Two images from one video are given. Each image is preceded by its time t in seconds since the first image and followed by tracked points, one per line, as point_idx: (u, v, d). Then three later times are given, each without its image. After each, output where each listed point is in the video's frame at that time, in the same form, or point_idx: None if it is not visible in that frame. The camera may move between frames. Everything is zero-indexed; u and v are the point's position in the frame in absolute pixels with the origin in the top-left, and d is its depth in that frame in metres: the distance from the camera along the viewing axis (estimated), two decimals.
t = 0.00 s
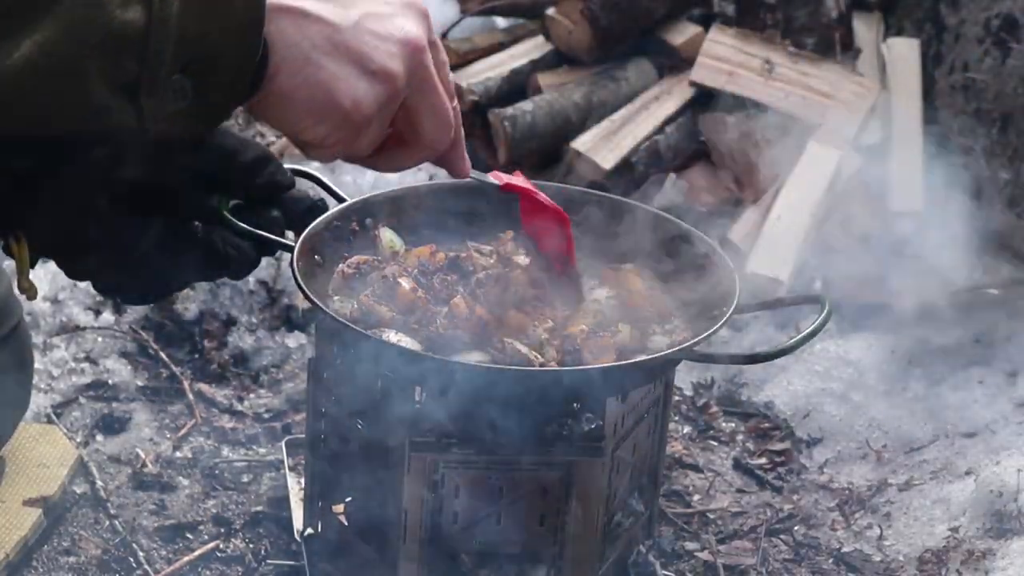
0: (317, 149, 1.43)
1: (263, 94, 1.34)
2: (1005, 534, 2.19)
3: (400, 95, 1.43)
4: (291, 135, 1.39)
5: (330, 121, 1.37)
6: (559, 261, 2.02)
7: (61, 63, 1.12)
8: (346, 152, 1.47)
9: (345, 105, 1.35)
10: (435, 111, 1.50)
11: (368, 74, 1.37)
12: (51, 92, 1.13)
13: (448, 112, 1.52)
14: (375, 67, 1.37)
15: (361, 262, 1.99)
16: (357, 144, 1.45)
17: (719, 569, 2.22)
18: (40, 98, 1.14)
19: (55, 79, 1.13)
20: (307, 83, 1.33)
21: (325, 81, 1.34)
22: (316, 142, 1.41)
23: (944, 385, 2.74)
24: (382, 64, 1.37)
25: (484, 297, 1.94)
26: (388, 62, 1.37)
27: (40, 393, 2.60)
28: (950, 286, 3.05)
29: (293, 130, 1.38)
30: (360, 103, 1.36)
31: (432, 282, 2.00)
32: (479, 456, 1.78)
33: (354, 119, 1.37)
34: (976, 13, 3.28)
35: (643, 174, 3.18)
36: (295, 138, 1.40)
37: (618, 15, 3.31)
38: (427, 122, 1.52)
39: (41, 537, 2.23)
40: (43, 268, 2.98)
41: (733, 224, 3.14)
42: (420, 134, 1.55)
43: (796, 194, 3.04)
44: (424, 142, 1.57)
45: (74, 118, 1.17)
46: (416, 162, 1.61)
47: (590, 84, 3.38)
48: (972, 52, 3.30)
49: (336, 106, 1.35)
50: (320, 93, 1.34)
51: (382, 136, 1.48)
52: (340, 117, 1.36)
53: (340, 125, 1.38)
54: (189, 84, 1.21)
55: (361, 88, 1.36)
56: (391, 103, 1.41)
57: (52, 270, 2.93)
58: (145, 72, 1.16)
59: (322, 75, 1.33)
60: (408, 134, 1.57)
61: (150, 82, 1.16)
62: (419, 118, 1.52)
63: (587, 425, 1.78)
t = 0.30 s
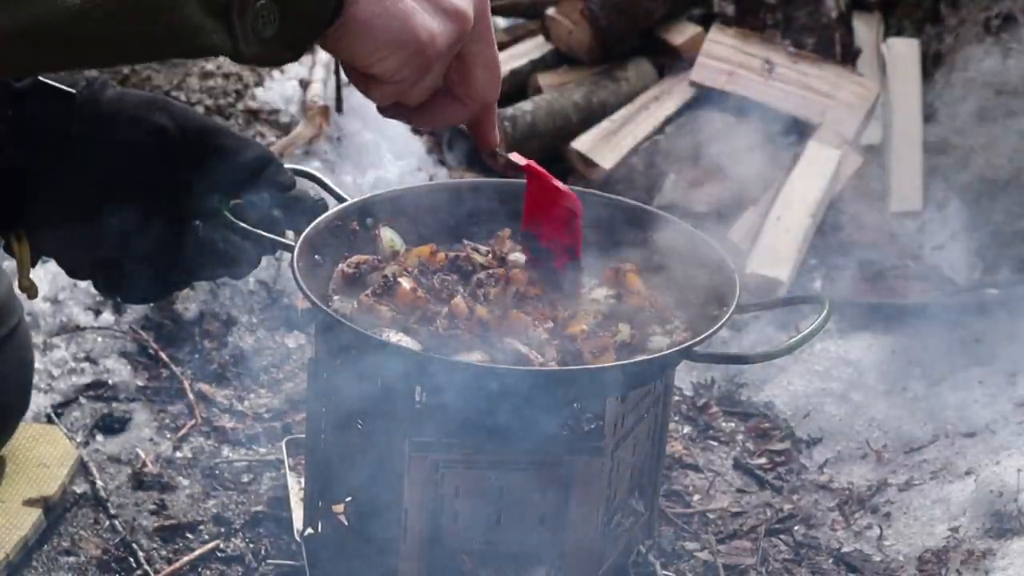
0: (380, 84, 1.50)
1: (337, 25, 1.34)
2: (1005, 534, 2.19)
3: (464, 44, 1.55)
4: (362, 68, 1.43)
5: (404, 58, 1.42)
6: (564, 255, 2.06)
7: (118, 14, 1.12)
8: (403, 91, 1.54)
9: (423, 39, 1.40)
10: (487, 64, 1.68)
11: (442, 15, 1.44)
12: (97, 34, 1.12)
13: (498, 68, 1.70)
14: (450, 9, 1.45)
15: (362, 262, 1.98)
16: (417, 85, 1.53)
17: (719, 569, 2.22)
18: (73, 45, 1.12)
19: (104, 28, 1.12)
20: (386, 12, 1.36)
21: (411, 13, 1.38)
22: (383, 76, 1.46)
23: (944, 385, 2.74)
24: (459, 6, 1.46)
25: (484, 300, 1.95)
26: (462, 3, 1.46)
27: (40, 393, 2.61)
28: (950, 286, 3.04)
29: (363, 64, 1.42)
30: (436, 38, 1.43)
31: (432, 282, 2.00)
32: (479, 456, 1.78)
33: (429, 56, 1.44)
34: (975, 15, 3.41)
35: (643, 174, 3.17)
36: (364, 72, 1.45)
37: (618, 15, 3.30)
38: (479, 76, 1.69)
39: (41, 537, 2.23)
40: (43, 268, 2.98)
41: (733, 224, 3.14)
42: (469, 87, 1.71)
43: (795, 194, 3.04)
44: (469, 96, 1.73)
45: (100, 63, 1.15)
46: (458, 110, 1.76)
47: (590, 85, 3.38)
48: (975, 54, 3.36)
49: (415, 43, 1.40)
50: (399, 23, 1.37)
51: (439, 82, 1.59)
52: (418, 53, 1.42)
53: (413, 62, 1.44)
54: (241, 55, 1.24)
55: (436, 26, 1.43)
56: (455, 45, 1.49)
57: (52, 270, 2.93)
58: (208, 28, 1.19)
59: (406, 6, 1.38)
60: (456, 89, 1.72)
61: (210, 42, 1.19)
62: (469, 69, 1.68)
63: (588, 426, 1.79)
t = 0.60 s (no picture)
0: (350, 89, 1.51)
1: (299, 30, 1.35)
2: (1005, 535, 2.20)
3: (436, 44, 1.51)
4: (329, 73, 1.44)
5: (370, 63, 1.42)
6: (565, 233, 2.08)
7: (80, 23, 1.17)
8: (375, 94, 1.54)
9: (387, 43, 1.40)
10: (462, 64, 1.62)
11: (410, 18, 1.43)
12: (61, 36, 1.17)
13: (476, 66, 1.64)
14: (418, 11, 1.43)
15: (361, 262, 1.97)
16: (389, 85, 1.51)
17: (719, 569, 2.22)
18: (38, 45, 1.18)
19: (69, 35, 1.18)
20: (348, 20, 1.36)
21: (372, 20, 1.38)
22: (351, 82, 1.47)
23: (944, 385, 2.74)
24: (426, 8, 1.44)
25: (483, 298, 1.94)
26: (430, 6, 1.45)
27: (40, 393, 2.60)
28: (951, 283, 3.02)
29: (329, 71, 1.43)
30: (399, 42, 1.42)
31: (431, 282, 2.00)
32: (480, 456, 1.79)
33: (394, 58, 1.43)
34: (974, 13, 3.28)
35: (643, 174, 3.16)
36: (331, 77, 1.46)
37: (618, 15, 3.30)
38: (455, 75, 1.64)
39: (41, 537, 2.23)
40: (43, 268, 2.98)
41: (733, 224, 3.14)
42: (448, 85, 1.66)
43: (795, 194, 3.04)
44: (449, 93, 1.69)
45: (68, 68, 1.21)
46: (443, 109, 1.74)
47: (590, 84, 3.39)
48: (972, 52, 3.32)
49: (379, 47, 1.40)
50: (364, 29, 1.38)
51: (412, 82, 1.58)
52: (382, 57, 1.42)
53: (378, 67, 1.44)
54: (196, 67, 1.25)
55: (403, 29, 1.42)
56: (425, 49, 1.48)
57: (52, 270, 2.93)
58: (164, 44, 1.21)
59: (368, 13, 1.38)
60: (436, 86, 1.68)
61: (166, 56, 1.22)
62: (446, 68, 1.63)
63: (588, 425, 1.81)
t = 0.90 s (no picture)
0: (346, 109, 1.37)
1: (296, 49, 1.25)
2: (1005, 535, 2.20)
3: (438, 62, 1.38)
4: (325, 90, 1.31)
5: (370, 80, 1.30)
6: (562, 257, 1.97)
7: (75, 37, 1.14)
8: (373, 117, 1.40)
9: (386, 60, 1.28)
10: (468, 87, 1.48)
11: (411, 34, 1.31)
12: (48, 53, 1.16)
13: (481, 88, 1.50)
14: (419, 28, 1.31)
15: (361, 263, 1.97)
16: (390, 108, 1.37)
17: (719, 569, 2.22)
18: (36, 56, 1.16)
19: (60, 48, 1.15)
20: (348, 36, 1.26)
21: (372, 37, 1.27)
22: (348, 100, 1.34)
23: (944, 385, 2.74)
24: (428, 24, 1.32)
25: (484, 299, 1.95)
26: (433, 23, 1.33)
27: (40, 394, 2.61)
28: (951, 280, 3.01)
29: (327, 87, 1.31)
30: (400, 60, 1.30)
31: (432, 283, 2.01)
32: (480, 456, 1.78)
33: (394, 78, 1.31)
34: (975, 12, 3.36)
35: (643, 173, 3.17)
36: (328, 95, 1.33)
37: (618, 15, 3.31)
38: (459, 101, 1.50)
39: (41, 537, 2.23)
40: (43, 268, 2.98)
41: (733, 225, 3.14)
42: (449, 108, 1.51)
43: (795, 194, 3.04)
44: (451, 117, 1.54)
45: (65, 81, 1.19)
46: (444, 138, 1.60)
47: (590, 84, 3.39)
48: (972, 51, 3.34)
49: (378, 63, 1.28)
50: (364, 46, 1.26)
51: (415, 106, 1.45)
52: (381, 74, 1.30)
53: (377, 87, 1.32)
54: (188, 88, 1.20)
55: (404, 46, 1.30)
56: (426, 70, 1.36)
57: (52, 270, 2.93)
58: (154, 60, 1.17)
59: (367, 29, 1.27)
60: (438, 112, 1.54)
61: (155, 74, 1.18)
62: (449, 93, 1.48)
63: (587, 426, 1.77)
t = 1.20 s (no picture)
0: (371, 138, 1.45)
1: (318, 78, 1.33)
2: (1005, 534, 2.21)
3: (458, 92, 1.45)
4: (349, 120, 1.40)
5: (390, 108, 1.38)
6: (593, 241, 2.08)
7: (93, 59, 1.13)
8: (399, 145, 1.48)
9: (408, 88, 1.36)
10: (489, 111, 1.53)
11: (432, 63, 1.38)
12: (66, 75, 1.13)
13: (502, 110, 1.55)
14: (441, 57, 1.39)
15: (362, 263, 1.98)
16: (412, 136, 1.45)
17: (719, 569, 2.23)
18: (47, 79, 1.14)
19: (83, 70, 1.13)
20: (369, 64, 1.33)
21: (393, 66, 1.34)
22: (373, 130, 1.42)
23: (944, 385, 2.74)
24: (448, 52, 1.39)
25: (483, 298, 1.94)
26: (454, 52, 1.39)
27: (40, 393, 2.60)
28: (951, 285, 3.05)
29: (351, 116, 1.40)
30: (422, 88, 1.37)
31: (432, 283, 2.01)
32: (480, 455, 1.79)
33: (416, 105, 1.38)
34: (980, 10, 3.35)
35: (643, 173, 3.17)
36: (352, 125, 1.42)
37: (618, 14, 3.32)
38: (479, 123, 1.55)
39: (41, 537, 2.23)
40: (43, 269, 2.98)
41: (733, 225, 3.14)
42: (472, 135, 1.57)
43: (795, 194, 3.04)
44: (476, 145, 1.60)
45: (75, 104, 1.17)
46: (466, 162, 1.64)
47: (590, 85, 3.39)
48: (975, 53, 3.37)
49: (400, 92, 1.36)
50: (385, 74, 1.34)
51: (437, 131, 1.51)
52: (402, 102, 1.38)
53: (399, 113, 1.39)
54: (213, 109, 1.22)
55: (426, 76, 1.37)
56: (448, 98, 1.43)
57: (52, 270, 2.93)
58: (177, 83, 1.17)
59: (388, 58, 1.34)
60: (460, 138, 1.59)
61: (179, 97, 1.18)
62: (471, 119, 1.54)
63: (588, 426, 1.77)
